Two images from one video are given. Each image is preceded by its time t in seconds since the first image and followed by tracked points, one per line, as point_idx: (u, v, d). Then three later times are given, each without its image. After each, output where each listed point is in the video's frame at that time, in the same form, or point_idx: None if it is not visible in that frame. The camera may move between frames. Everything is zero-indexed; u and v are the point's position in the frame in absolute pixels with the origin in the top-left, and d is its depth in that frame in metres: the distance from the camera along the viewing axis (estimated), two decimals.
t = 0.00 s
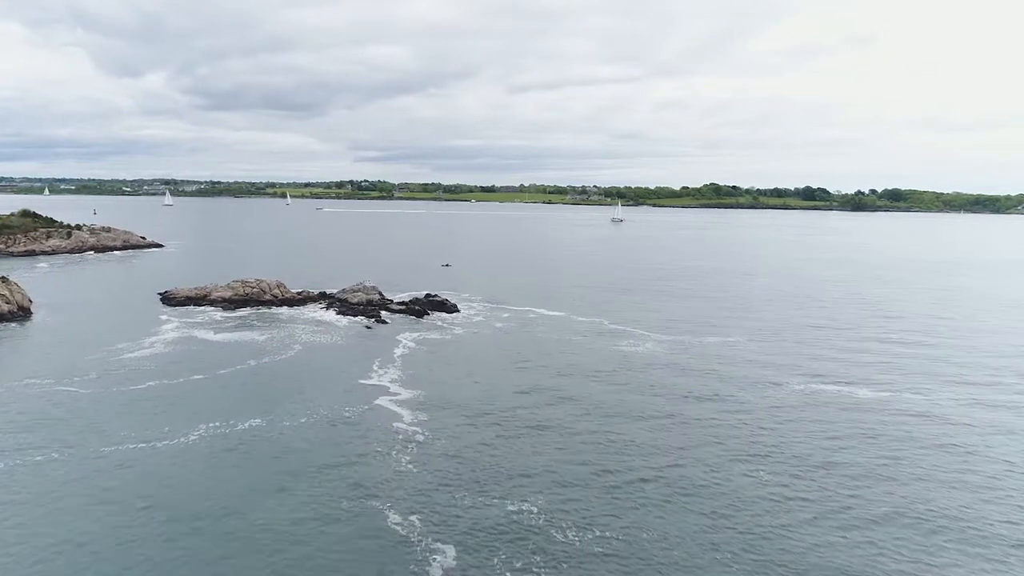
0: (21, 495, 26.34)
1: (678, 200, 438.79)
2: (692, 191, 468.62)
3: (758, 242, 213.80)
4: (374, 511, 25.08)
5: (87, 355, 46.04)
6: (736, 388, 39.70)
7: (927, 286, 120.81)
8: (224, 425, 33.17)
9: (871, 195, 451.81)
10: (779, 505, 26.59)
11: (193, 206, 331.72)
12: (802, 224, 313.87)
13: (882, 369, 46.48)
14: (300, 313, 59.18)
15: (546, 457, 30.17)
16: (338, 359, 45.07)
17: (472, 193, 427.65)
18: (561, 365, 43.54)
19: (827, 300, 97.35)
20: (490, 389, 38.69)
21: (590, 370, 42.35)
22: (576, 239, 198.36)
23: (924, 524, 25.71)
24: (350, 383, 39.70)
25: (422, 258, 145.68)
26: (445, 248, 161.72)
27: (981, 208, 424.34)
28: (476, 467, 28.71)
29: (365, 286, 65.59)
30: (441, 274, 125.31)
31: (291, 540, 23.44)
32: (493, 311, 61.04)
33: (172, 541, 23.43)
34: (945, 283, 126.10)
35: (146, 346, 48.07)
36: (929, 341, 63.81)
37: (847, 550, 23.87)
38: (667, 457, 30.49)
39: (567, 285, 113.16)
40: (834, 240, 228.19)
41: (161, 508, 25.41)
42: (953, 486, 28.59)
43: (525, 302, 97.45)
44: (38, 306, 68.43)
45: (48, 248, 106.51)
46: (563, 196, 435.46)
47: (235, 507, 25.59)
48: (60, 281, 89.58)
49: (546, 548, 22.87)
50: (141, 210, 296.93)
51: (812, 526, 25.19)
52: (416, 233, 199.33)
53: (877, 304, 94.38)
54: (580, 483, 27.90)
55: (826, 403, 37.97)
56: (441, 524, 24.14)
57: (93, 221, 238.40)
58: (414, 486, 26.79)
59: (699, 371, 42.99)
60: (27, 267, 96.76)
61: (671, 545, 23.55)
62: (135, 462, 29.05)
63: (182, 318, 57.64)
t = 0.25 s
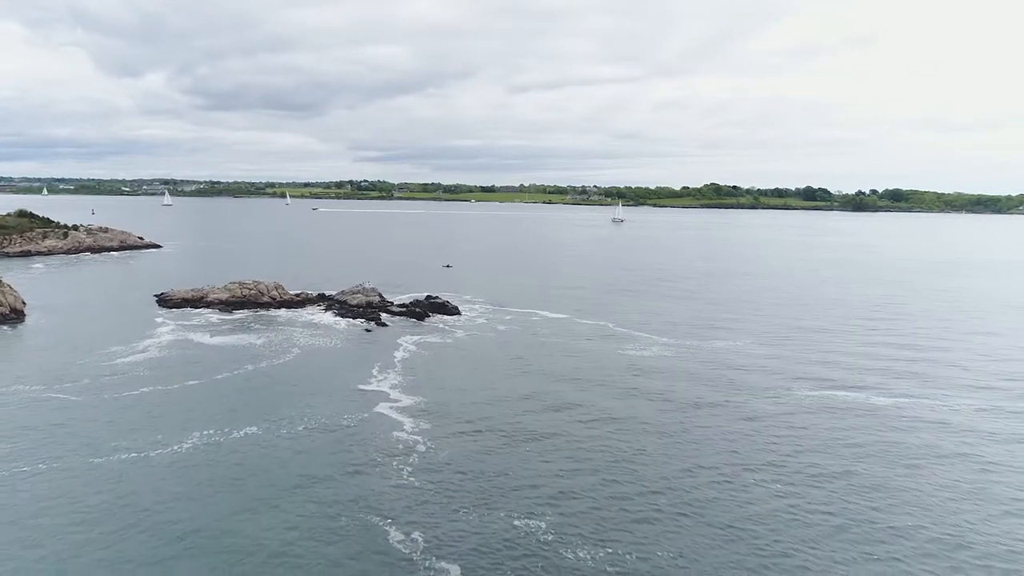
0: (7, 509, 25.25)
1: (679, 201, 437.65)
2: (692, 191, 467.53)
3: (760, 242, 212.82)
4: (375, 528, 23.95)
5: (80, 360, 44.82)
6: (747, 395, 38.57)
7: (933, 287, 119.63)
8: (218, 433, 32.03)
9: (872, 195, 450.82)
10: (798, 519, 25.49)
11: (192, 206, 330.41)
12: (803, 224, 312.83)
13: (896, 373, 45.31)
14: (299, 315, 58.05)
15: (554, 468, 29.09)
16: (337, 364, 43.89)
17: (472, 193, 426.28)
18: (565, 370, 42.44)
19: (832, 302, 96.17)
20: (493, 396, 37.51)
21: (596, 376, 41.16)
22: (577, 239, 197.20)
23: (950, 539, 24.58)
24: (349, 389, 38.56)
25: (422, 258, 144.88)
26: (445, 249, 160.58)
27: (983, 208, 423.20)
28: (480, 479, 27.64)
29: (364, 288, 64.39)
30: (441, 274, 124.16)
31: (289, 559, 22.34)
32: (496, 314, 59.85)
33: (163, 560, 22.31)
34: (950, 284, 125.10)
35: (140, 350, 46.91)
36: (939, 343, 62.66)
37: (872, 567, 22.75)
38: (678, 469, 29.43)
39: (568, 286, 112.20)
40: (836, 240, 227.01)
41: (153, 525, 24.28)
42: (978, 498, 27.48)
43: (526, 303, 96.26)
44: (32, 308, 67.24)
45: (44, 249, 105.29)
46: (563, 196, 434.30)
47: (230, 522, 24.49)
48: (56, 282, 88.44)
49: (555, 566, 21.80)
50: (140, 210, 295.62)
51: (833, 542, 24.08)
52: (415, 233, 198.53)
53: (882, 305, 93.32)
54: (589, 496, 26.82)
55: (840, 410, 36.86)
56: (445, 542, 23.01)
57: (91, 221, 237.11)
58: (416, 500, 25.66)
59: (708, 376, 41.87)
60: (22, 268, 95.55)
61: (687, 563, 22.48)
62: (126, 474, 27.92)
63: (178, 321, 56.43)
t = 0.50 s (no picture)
0: None
1: (679, 201, 436.69)
2: (692, 192, 466.64)
3: (761, 242, 211.73)
4: (376, 546, 22.94)
5: (71, 364, 43.68)
6: (758, 402, 37.50)
7: (937, 287, 118.69)
8: (212, 441, 30.94)
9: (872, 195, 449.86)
10: (819, 535, 24.52)
11: (191, 206, 329.15)
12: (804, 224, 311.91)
13: (909, 378, 44.28)
14: (297, 317, 56.95)
15: (562, 479, 28.05)
16: (336, 368, 42.78)
17: (472, 193, 425.45)
18: (570, 374, 41.38)
19: (837, 302, 95.24)
20: (496, 403, 36.33)
21: (602, 381, 40.05)
22: (577, 239, 196.17)
23: (978, 556, 23.67)
24: (349, 394, 37.50)
25: (422, 258, 144.14)
26: (445, 249, 159.56)
27: (984, 208, 422.45)
28: (486, 491, 26.58)
29: (364, 289, 63.27)
30: (441, 274, 123.07)
31: None
32: (498, 316, 58.82)
33: None
34: (954, 285, 124.03)
35: (134, 354, 45.79)
36: (949, 346, 61.70)
37: None
38: (690, 480, 28.39)
39: (569, 286, 111.29)
40: (838, 241, 226.09)
41: (145, 543, 23.25)
42: (1004, 514, 26.53)
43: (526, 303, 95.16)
44: (25, 309, 66.07)
45: (40, 249, 104.11)
46: (563, 196, 433.25)
47: (227, 538, 23.51)
48: (51, 283, 87.26)
49: None
50: (139, 210, 294.31)
51: (855, 559, 23.17)
52: (415, 233, 197.78)
53: (888, 306, 92.27)
54: (598, 510, 25.77)
55: (855, 417, 35.83)
56: (450, 563, 21.96)
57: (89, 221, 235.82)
58: (419, 515, 24.59)
59: (718, 381, 40.81)
60: (17, 268, 94.32)
61: None
62: (116, 487, 26.87)
63: (174, 323, 55.40)
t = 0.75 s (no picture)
0: None
1: (680, 201, 435.62)
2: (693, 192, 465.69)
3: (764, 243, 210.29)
4: (378, 567, 21.85)
5: (63, 368, 42.55)
6: (770, 410, 36.40)
7: (942, 288, 117.64)
8: (206, 451, 29.80)
9: (873, 195, 448.93)
10: (841, 552, 23.48)
11: (190, 206, 327.89)
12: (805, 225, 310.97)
13: (923, 384, 43.24)
14: (296, 320, 55.81)
15: (571, 492, 26.97)
16: (335, 373, 41.66)
17: (472, 193, 424.31)
18: (575, 380, 40.29)
19: (842, 303, 94.18)
20: (499, 411, 35.16)
21: (608, 387, 38.95)
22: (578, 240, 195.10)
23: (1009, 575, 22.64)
24: (348, 401, 36.38)
25: (422, 258, 143.35)
26: (445, 249, 158.50)
27: (985, 208, 421.51)
28: (491, 507, 25.49)
29: (363, 291, 62.20)
30: (441, 275, 122.02)
31: None
32: (500, 318, 57.76)
33: None
34: (959, 286, 123.01)
35: (127, 358, 44.68)
36: (959, 349, 60.67)
37: None
38: (704, 493, 27.29)
39: (571, 287, 110.26)
40: (840, 241, 225.04)
41: (135, 561, 22.18)
42: None
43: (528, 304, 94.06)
44: (18, 312, 64.95)
45: (36, 250, 102.95)
46: (563, 196, 432.16)
47: (222, 557, 22.42)
48: (46, 284, 86.17)
49: None
50: (138, 210, 293.10)
51: None
52: (415, 233, 196.97)
53: (893, 308, 91.22)
54: (608, 525, 24.69)
55: (871, 427, 34.75)
56: None
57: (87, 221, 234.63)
58: (422, 534, 23.49)
59: (727, 388, 39.68)
60: (12, 269, 93.15)
61: None
62: (105, 500, 25.79)
63: (170, 326, 54.29)
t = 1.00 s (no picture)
0: None
1: (680, 200, 434.68)
2: (693, 192, 464.92)
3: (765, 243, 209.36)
4: None
5: (53, 373, 41.37)
6: (783, 417, 35.24)
7: (946, 290, 116.69)
8: (199, 461, 28.64)
9: (874, 194, 447.87)
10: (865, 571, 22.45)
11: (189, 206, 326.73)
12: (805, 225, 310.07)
13: (937, 389, 42.18)
14: (293, 323, 54.65)
15: (580, 504, 25.89)
16: (333, 378, 40.54)
17: (472, 193, 423.27)
18: (581, 385, 39.16)
19: (847, 305, 93.18)
20: (503, 418, 34.03)
21: (614, 393, 37.81)
22: (579, 240, 194.09)
23: None
24: (345, 408, 35.16)
25: (421, 258, 142.45)
26: (445, 249, 157.46)
27: (986, 208, 420.72)
28: (497, 522, 24.39)
29: (362, 292, 61.09)
30: (441, 275, 121.02)
31: None
32: (502, 320, 56.66)
33: None
34: (963, 287, 121.91)
35: (120, 362, 43.52)
36: (969, 352, 59.68)
37: None
38: (718, 507, 26.20)
39: (573, 287, 109.36)
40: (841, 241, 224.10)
41: None
42: None
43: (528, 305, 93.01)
44: (11, 314, 63.74)
45: (31, 251, 101.74)
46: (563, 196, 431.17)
47: None
48: (41, 285, 85.00)
49: None
50: (136, 210, 291.83)
51: None
52: (414, 233, 196.29)
53: (899, 309, 90.17)
54: (620, 542, 23.60)
55: (888, 436, 33.61)
56: None
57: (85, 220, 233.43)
58: (426, 552, 22.38)
59: (739, 393, 38.60)
60: (7, 270, 91.93)
61: None
62: (92, 514, 24.64)
63: (165, 328, 53.13)
